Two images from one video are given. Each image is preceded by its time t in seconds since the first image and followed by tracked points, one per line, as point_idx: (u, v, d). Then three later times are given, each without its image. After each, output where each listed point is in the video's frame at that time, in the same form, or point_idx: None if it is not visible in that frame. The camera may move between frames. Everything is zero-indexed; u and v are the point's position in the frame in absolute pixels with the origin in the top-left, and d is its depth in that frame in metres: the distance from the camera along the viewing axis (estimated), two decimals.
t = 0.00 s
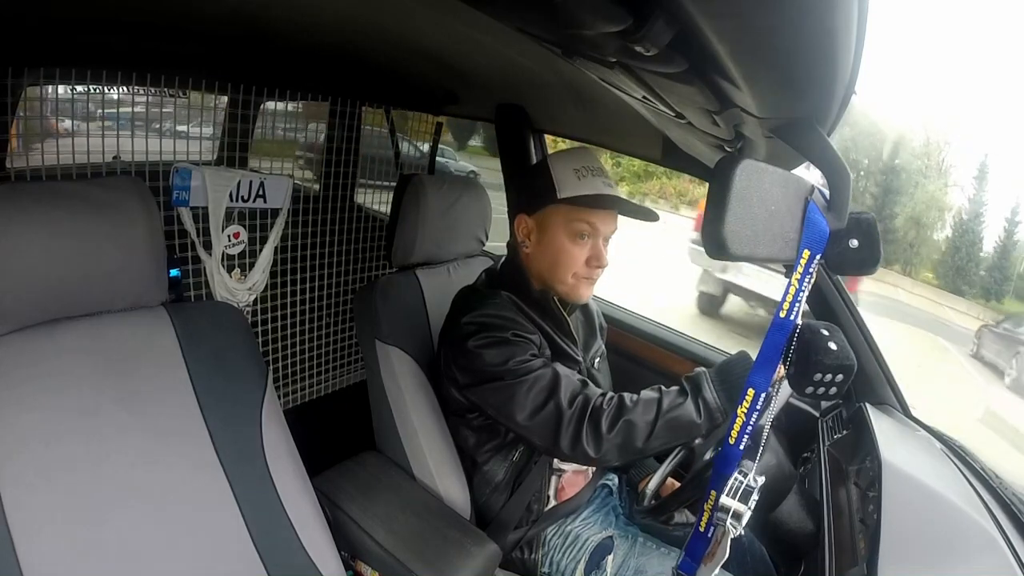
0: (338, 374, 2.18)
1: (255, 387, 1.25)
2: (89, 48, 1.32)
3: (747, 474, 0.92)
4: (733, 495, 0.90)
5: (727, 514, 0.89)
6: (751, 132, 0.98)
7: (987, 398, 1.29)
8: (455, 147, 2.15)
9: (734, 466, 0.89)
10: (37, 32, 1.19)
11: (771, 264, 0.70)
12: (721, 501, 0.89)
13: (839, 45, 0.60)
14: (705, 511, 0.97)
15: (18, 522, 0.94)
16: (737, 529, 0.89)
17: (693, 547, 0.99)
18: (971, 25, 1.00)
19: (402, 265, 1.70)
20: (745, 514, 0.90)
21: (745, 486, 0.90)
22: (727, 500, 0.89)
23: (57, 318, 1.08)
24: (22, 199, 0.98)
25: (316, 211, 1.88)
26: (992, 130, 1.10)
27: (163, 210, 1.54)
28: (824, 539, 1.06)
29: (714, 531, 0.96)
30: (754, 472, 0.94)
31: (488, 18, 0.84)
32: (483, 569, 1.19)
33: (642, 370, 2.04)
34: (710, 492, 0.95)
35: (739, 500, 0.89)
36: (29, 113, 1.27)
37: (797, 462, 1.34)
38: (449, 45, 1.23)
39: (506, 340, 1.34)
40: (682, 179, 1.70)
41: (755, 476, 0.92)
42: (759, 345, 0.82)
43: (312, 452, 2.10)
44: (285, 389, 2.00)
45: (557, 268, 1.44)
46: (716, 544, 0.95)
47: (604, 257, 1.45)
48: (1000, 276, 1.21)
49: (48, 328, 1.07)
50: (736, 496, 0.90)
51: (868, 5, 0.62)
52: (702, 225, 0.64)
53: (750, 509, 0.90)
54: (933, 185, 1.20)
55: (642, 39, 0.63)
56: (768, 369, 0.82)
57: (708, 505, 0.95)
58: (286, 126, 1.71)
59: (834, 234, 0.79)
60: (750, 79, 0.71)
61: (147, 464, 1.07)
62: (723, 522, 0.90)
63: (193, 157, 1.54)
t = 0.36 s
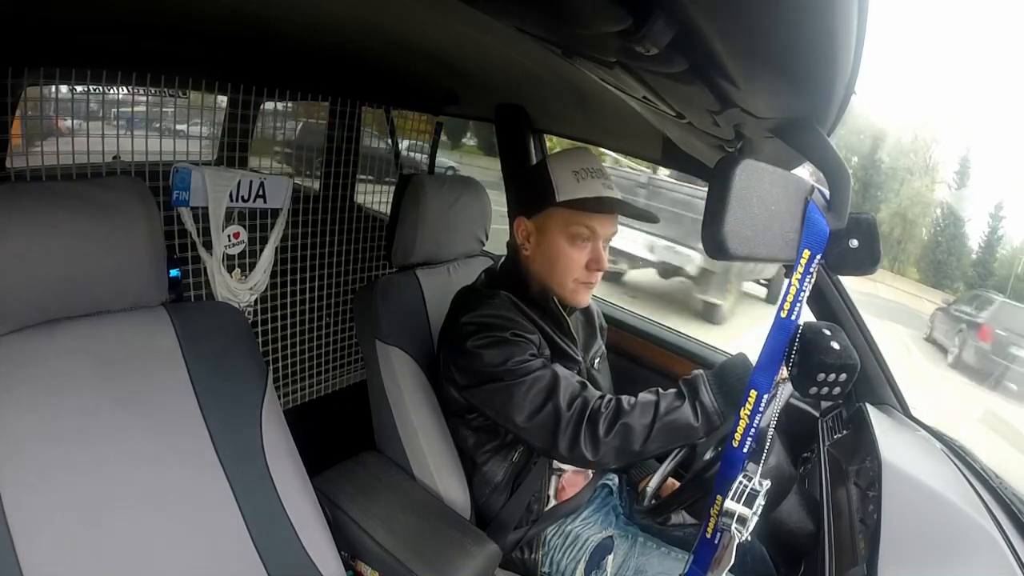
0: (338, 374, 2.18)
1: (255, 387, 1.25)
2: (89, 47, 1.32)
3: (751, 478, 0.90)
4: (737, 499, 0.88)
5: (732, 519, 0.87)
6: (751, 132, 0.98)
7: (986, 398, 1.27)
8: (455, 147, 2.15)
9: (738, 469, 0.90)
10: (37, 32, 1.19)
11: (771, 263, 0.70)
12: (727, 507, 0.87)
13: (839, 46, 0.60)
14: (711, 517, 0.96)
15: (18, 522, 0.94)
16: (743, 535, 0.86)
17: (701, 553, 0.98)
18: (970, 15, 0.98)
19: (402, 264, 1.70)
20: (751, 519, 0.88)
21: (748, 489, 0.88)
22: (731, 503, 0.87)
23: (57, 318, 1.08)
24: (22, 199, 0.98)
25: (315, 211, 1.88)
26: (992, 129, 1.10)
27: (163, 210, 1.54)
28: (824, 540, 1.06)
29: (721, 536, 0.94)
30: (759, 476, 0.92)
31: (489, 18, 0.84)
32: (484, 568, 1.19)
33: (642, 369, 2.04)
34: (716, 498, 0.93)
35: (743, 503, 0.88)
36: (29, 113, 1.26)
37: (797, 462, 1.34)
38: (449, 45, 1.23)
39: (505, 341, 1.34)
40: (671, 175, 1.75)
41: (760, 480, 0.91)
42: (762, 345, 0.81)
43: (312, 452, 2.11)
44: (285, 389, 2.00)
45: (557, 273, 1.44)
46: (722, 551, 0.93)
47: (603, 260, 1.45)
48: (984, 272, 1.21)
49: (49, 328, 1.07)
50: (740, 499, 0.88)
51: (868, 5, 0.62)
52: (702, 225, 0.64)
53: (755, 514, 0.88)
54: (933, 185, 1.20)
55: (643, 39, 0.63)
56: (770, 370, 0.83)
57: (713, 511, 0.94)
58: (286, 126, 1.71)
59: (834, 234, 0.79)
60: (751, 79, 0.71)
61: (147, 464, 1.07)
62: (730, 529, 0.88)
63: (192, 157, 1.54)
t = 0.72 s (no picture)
0: (338, 374, 2.18)
1: (255, 387, 1.25)
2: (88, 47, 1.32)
3: (749, 471, 0.93)
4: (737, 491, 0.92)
5: (732, 513, 0.91)
6: (751, 132, 0.98)
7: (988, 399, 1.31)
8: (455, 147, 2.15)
9: (736, 464, 0.88)
10: (37, 32, 1.19)
11: (771, 263, 0.70)
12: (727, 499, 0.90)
13: (839, 46, 0.60)
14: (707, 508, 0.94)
15: (18, 522, 0.94)
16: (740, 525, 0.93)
17: (696, 544, 0.96)
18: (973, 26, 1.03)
19: (402, 264, 1.70)
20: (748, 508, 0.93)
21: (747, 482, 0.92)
22: (733, 498, 0.91)
23: (57, 318, 1.08)
24: (22, 199, 0.98)
25: (315, 211, 1.88)
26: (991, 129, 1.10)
27: (163, 210, 1.54)
28: (824, 539, 1.06)
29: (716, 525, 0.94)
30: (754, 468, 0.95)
31: (489, 18, 0.84)
32: (483, 568, 1.19)
33: (642, 370, 2.03)
34: (710, 490, 0.92)
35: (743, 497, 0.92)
36: (29, 113, 1.26)
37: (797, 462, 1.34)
38: (449, 45, 1.23)
39: (500, 347, 1.34)
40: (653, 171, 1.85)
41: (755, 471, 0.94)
42: (761, 349, 0.80)
43: (312, 452, 2.11)
44: (285, 389, 2.00)
45: (568, 269, 1.43)
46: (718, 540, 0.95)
47: (611, 249, 1.46)
48: (965, 267, 1.29)
49: (48, 328, 1.07)
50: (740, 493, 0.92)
51: (868, 6, 0.62)
52: (702, 225, 0.64)
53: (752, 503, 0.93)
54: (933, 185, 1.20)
55: (643, 39, 0.63)
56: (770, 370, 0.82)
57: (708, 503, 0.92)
58: (286, 126, 1.71)
59: (834, 234, 0.79)
60: (751, 79, 0.71)
61: (147, 464, 1.07)
62: (726, 520, 0.92)
63: (193, 157, 1.54)
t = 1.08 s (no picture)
0: (337, 374, 2.18)
1: (255, 387, 1.25)
2: (88, 47, 1.32)
3: (745, 469, 0.91)
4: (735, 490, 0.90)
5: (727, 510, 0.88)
6: (751, 132, 0.98)
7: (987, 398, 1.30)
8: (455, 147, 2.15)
9: (734, 462, 0.89)
10: (37, 32, 1.19)
11: (771, 263, 0.70)
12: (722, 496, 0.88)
13: (839, 46, 0.60)
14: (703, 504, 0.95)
15: (18, 522, 0.94)
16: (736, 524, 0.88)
17: (692, 539, 0.98)
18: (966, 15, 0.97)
19: (402, 264, 1.70)
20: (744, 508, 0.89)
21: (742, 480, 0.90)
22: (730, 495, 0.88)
23: (58, 318, 1.08)
24: (22, 198, 0.98)
25: (315, 211, 1.89)
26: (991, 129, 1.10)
27: (163, 210, 1.54)
28: (824, 539, 1.06)
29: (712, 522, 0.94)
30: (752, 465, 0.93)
31: (489, 18, 0.84)
32: (483, 569, 1.19)
33: (642, 369, 2.06)
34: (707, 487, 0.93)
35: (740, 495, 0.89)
36: (29, 113, 1.26)
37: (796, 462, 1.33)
38: (449, 45, 1.23)
39: (491, 356, 1.34)
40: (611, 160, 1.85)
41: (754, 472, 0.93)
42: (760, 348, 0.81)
43: (312, 452, 2.11)
44: (285, 389, 2.00)
45: (558, 261, 1.43)
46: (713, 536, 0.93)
47: (602, 240, 1.45)
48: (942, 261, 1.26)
49: (49, 328, 1.07)
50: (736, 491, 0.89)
51: (868, 6, 0.62)
52: (702, 224, 0.64)
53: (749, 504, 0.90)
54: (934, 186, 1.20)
55: (643, 38, 0.64)
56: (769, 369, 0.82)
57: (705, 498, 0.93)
58: (286, 126, 1.70)
59: (834, 234, 0.79)
60: (751, 79, 0.71)
61: (147, 464, 1.07)
62: (722, 517, 0.89)
63: (193, 157, 1.54)
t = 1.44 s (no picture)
0: (338, 374, 2.18)
1: (255, 387, 1.25)
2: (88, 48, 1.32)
3: (750, 477, 0.90)
4: (737, 497, 0.88)
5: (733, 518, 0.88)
6: (752, 132, 0.98)
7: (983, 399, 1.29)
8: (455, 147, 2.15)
9: (738, 468, 0.87)
10: (37, 32, 1.19)
11: (771, 263, 0.70)
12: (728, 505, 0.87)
13: (839, 46, 0.60)
14: (710, 516, 0.94)
15: (18, 522, 0.94)
16: (743, 534, 0.87)
17: (702, 552, 0.95)
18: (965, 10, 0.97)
19: (402, 264, 1.70)
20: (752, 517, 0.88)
21: (748, 487, 0.88)
22: (731, 502, 0.87)
23: (57, 318, 1.08)
24: (22, 198, 0.98)
25: (315, 211, 1.88)
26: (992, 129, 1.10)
27: (163, 210, 1.54)
28: (824, 538, 1.06)
29: (720, 535, 0.93)
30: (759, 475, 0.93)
31: (489, 18, 0.84)
32: (483, 569, 1.19)
33: (641, 369, 2.03)
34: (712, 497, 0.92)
35: (744, 502, 0.88)
36: (29, 112, 1.26)
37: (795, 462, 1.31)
38: (449, 45, 1.23)
39: (495, 352, 1.34)
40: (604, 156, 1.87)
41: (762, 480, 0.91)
42: (762, 345, 0.81)
43: (312, 452, 2.11)
44: (285, 389, 2.00)
45: (536, 258, 1.46)
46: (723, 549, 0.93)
47: (584, 241, 1.45)
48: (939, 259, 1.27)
49: (49, 328, 1.07)
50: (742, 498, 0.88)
51: (868, 8, 0.62)
52: (702, 225, 0.64)
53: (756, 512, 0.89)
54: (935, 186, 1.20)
55: (643, 38, 0.63)
56: (771, 369, 0.81)
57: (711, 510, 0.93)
58: (286, 126, 1.70)
59: (834, 234, 0.79)
60: (751, 80, 0.71)
61: (147, 464, 1.07)
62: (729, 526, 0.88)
63: (193, 156, 1.54)
